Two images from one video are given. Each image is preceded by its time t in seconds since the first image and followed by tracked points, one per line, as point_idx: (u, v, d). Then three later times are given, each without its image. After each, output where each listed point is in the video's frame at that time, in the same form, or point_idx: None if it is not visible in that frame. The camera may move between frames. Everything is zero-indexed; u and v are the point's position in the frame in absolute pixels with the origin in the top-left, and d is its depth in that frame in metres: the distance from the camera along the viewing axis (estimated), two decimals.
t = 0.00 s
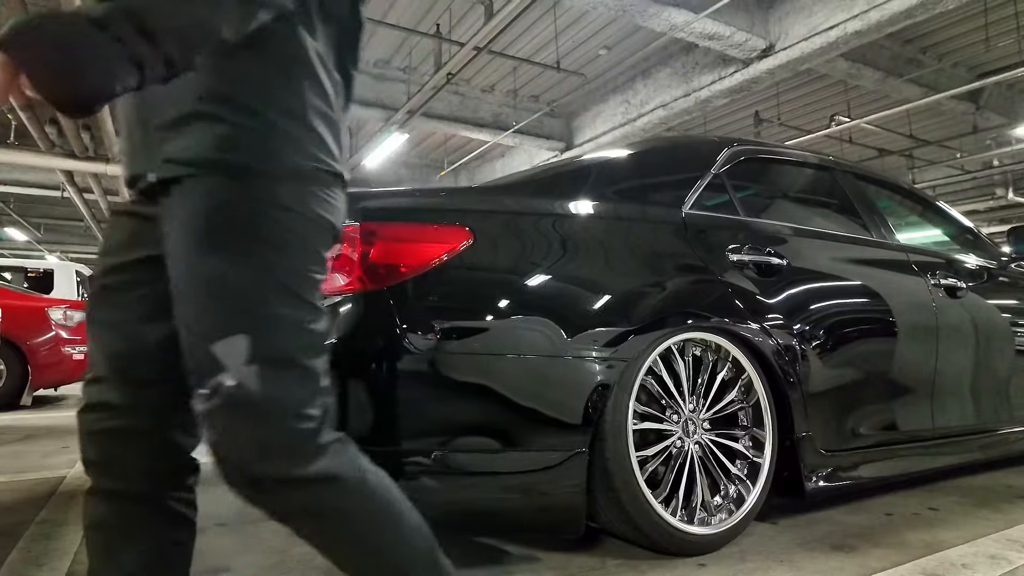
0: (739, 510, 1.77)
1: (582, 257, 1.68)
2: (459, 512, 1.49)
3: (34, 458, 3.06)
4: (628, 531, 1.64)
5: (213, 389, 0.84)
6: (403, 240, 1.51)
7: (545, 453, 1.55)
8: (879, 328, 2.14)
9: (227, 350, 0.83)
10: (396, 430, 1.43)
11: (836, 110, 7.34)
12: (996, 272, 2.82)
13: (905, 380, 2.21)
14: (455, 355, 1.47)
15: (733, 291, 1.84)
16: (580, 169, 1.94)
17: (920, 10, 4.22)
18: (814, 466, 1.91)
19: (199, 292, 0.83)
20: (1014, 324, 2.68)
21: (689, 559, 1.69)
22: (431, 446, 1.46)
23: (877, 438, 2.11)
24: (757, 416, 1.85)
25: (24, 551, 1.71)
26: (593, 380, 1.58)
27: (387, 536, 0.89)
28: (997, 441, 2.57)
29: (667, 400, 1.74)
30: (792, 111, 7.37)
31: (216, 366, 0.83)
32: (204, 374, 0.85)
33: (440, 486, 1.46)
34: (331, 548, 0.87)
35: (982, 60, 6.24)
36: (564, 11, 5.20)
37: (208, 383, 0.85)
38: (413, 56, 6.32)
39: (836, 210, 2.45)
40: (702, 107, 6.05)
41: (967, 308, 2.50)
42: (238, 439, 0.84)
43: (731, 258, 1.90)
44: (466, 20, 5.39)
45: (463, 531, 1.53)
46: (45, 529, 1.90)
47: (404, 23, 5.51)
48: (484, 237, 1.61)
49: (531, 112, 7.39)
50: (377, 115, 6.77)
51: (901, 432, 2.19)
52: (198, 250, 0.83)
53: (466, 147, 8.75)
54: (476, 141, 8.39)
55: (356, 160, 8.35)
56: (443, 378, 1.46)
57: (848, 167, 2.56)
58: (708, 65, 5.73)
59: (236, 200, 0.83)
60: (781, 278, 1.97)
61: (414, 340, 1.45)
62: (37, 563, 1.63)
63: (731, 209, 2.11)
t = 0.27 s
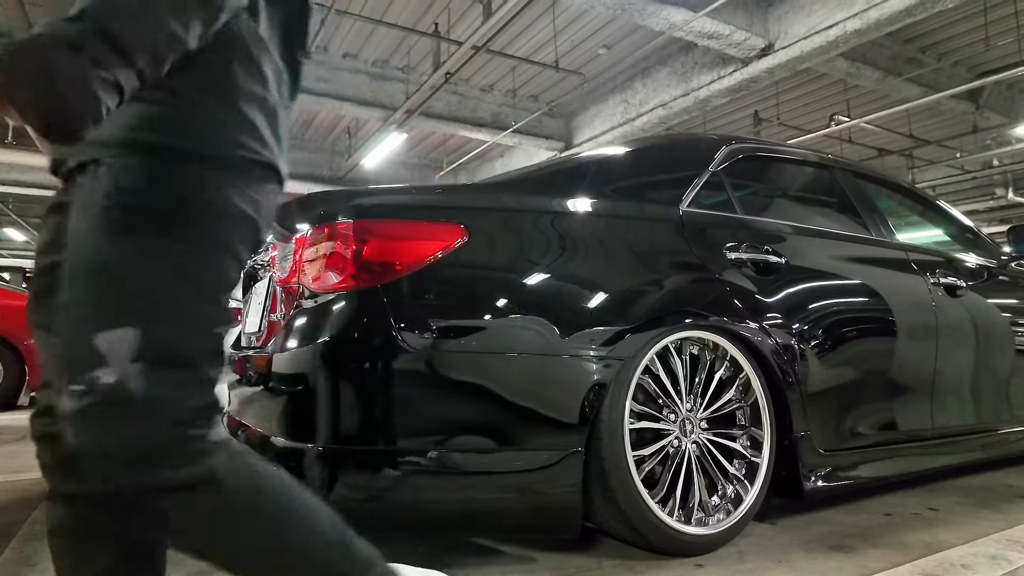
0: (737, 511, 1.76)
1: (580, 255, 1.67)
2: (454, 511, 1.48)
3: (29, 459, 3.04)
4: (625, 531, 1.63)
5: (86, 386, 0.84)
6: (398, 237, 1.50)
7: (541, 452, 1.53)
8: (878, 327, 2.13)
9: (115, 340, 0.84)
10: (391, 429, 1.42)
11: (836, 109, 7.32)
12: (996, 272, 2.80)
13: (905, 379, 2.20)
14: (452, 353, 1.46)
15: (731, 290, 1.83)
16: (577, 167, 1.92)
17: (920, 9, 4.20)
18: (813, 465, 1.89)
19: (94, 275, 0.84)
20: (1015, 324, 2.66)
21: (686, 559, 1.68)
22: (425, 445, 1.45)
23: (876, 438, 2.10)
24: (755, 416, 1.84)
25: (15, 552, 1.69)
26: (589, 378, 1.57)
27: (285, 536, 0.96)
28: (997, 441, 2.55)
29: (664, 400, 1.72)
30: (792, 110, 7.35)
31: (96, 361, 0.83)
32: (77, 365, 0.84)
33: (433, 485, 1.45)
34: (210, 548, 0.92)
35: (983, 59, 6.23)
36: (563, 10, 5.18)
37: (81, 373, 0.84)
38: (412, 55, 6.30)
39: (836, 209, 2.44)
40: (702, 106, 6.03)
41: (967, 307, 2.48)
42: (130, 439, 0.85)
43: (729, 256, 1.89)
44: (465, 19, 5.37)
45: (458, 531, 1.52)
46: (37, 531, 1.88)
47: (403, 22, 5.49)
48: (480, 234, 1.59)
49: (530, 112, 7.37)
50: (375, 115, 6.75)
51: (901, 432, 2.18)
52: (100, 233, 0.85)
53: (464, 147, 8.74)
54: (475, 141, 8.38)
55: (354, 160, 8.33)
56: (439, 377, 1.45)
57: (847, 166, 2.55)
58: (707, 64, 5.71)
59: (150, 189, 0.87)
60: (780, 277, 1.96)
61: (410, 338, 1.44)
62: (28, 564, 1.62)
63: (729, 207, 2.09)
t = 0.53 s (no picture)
0: (734, 510, 1.73)
1: (577, 252, 1.65)
2: (449, 509, 1.47)
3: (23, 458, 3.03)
4: (621, 531, 1.61)
5: None
6: (389, 233, 1.48)
7: (536, 451, 1.51)
8: (878, 325, 2.11)
9: None
10: (384, 427, 1.41)
11: (835, 109, 7.31)
12: (996, 270, 2.79)
13: (905, 378, 2.18)
14: (447, 351, 1.44)
15: (729, 289, 1.81)
16: (574, 163, 1.91)
17: (919, 7, 4.19)
18: (811, 464, 1.87)
19: None
20: (1015, 323, 2.65)
21: (683, 560, 1.66)
22: (418, 444, 1.43)
23: (876, 437, 2.08)
24: (753, 414, 1.82)
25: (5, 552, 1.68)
26: (585, 376, 1.55)
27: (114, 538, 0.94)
28: (997, 441, 2.53)
29: (661, 398, 1.71)
30: (791, 110, 7.34)
31: None
32: None
33: (425, 485, 1.43)
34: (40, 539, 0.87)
35: (982, 58, 6.22)
36: (562, 8, 5.18)
37: None
38: (410, 54, 6.29)
39: (836, 207, 2.42)
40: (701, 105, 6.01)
41: (967, 305, 2.47)
42: None
43: (727, 253, 1.87)
44: (463, 17, 5.36)
45: (452, 531, 1.50)
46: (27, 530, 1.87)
47: (402, 20, 5.48)
48: (476, 230, 1.57)
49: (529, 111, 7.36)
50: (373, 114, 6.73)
51: (900, 431, 2.16)
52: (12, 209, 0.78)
53: (463, 147, 8.73)
54: (474, 141, 8.37)
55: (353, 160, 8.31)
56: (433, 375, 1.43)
57: (847, 163, 2.53)
58: (706, 63, 5.69)
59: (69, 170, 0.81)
60: (779, 274, 1.94)
61: (405, 336, 1.42)
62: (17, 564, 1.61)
63: (727, 205, 2.08)
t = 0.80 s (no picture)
0: (732, 509, 1.72)
1: (575, 249, 1.64)
2: (444, 508, 1.45)
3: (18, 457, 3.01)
4: (617, 530, 1.60)
5: None
6: (384, 229, 1.46)
7: (532, 449, 1.50)
8: (877, 323, 2.10)
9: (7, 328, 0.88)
10: (378, 425, 1.39)
11: (833, 108, 7.30)
12: (996, 268, 2.78)
13: (904, 376, 2.17)
14: (443, 349, 1.43)
15: (727, 286, 1.80)
16: (572, 159, 1.89)
17: (918, 5, 4.18)
18: (809, 463, 1.86)
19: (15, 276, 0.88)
20: (1014, 321, 2.64)
21: (680, 558, 1.65)
22: (413, 442, 1.41)
23: (875, 436, 2.07)
24: (750, 412, 1.80)
25: None
26: (582, 374, 1.54)
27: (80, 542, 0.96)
28: (997, 439, 2.52)
29: (658, 395, 1.69)
30: (790, 109, 7.33)
31: None
32: None
33: (419, 483, 1.42)
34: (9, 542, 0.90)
35: (981, 57, 6.21)
36: (560, 7, 5.16)
37: None
38: (408, 53, 6.27)
39: (835, 205, 2.41)
40: (700, 104, 6.00)
41: (966, 303, 2.46)
42: None
43: (725, 250, 1.86)
44: (461, 15, 5.34)
45: (447, 530, 1.49)
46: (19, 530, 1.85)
47: (399, 18, 5.46)
48: (471, 226, 1.56)
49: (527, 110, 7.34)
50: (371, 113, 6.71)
51: (899, 429, 2.15)
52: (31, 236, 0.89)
53: (462, 146, 8.72)
54: (472, 140, 8.35)
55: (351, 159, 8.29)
56: (429, 373, 1.42)
57: (846, 161, 2.52)
58: (705, 62, 5.67)
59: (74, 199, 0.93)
60: (777, 272, 1.93)
61: (400, 334, 1.41)
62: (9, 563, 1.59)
63: (726, 202, 2.06)
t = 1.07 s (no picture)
0: (729, 506, 1.71)
1: (572, 245, 1.63)
2: (439, 505, 1.44)
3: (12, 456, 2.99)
4: (614, 527, 1.59)
5: None
6: (379, 224, 1.45)
7: (528, 445, 1.49)
8: (875, 321, 2.10)
9: None
10: (372, 421, 1.38)
11: (832, 107, 7.30)
12: (993, 266, 2.77)
13: (902, 373, 2.16)
14: (440, 345, 1.42)
15: (725, 283, 1.79)
16: (569, 155, 1.88)
17: (915, 4, 4.18)
18: (807, 460, 1.85)
19: None
20: (1012, 319, 2.63)
21: (677, 556, 1.64)
22: (408, 439, 1.40)
23: (872, 433, 2.06)
24: (748, 409, 1.80)
25: None
26: (578, 371, 1.53)
27: None
28: (994, 437, 2.52)
29: (654, 392, 1.68)
30: (789, 108, 7.33)
31: None
32: None
33: (414, 480, 1.41)
34: None
35: (979, 57, 6.21)
36: (557, 6, 5.16)
37: None
38: (406, 51, 6.26)
39: (833, 203, 2.40)
40: (698, 102, 6.00)
41: (964, 301, 2.45)
42: None
43: (722, 247, 1.85)
44: (459, 13, 5.34)
45: (442, 527, 1.48)
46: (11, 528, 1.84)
47: (397, 17, 5.45)
48: (467, 222, 1.55)
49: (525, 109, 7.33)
50: (368, 112, 6.70)
51: (897, 427, 2.14)
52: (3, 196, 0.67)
53: (460, 146, 8.71)
54: (471, 139, 8.34)
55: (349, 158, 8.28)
56: (424, 369, 1.41)
57: (844, 158, 2.51)
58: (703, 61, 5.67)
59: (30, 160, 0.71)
60: (775, 269, 1.92)
61: (396, 331, 1.40)
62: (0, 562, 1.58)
63: (724, 199, 2.05)
